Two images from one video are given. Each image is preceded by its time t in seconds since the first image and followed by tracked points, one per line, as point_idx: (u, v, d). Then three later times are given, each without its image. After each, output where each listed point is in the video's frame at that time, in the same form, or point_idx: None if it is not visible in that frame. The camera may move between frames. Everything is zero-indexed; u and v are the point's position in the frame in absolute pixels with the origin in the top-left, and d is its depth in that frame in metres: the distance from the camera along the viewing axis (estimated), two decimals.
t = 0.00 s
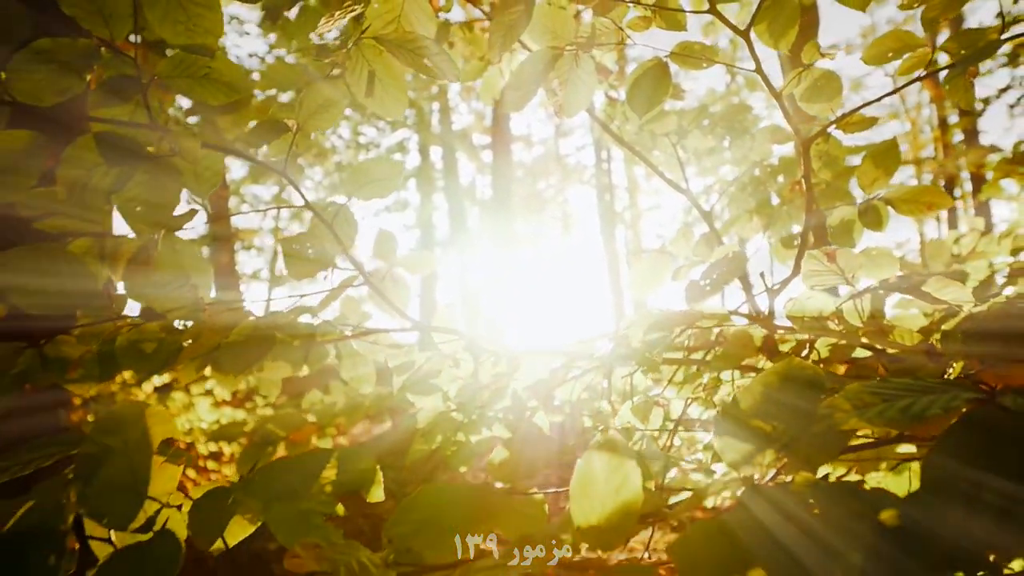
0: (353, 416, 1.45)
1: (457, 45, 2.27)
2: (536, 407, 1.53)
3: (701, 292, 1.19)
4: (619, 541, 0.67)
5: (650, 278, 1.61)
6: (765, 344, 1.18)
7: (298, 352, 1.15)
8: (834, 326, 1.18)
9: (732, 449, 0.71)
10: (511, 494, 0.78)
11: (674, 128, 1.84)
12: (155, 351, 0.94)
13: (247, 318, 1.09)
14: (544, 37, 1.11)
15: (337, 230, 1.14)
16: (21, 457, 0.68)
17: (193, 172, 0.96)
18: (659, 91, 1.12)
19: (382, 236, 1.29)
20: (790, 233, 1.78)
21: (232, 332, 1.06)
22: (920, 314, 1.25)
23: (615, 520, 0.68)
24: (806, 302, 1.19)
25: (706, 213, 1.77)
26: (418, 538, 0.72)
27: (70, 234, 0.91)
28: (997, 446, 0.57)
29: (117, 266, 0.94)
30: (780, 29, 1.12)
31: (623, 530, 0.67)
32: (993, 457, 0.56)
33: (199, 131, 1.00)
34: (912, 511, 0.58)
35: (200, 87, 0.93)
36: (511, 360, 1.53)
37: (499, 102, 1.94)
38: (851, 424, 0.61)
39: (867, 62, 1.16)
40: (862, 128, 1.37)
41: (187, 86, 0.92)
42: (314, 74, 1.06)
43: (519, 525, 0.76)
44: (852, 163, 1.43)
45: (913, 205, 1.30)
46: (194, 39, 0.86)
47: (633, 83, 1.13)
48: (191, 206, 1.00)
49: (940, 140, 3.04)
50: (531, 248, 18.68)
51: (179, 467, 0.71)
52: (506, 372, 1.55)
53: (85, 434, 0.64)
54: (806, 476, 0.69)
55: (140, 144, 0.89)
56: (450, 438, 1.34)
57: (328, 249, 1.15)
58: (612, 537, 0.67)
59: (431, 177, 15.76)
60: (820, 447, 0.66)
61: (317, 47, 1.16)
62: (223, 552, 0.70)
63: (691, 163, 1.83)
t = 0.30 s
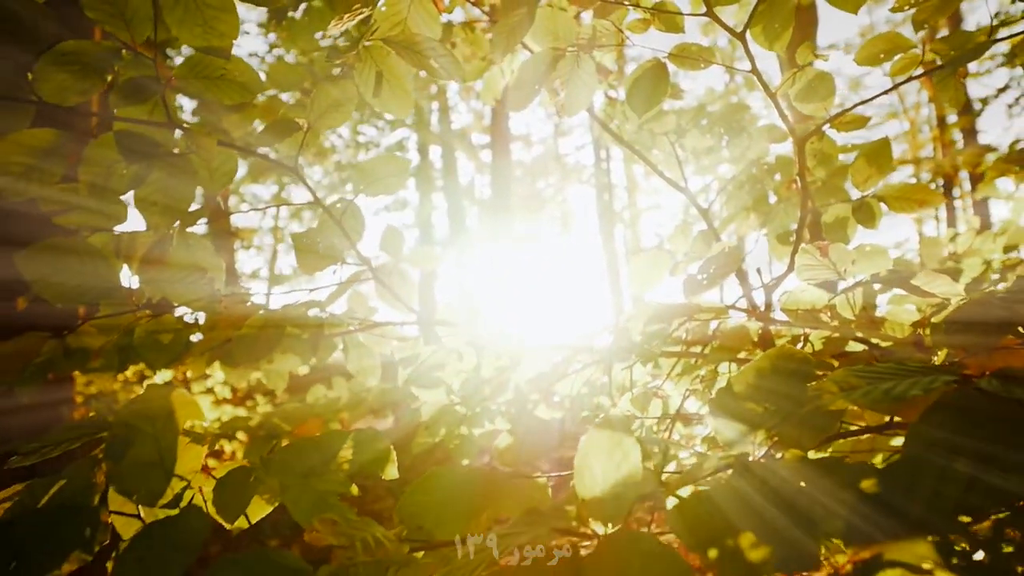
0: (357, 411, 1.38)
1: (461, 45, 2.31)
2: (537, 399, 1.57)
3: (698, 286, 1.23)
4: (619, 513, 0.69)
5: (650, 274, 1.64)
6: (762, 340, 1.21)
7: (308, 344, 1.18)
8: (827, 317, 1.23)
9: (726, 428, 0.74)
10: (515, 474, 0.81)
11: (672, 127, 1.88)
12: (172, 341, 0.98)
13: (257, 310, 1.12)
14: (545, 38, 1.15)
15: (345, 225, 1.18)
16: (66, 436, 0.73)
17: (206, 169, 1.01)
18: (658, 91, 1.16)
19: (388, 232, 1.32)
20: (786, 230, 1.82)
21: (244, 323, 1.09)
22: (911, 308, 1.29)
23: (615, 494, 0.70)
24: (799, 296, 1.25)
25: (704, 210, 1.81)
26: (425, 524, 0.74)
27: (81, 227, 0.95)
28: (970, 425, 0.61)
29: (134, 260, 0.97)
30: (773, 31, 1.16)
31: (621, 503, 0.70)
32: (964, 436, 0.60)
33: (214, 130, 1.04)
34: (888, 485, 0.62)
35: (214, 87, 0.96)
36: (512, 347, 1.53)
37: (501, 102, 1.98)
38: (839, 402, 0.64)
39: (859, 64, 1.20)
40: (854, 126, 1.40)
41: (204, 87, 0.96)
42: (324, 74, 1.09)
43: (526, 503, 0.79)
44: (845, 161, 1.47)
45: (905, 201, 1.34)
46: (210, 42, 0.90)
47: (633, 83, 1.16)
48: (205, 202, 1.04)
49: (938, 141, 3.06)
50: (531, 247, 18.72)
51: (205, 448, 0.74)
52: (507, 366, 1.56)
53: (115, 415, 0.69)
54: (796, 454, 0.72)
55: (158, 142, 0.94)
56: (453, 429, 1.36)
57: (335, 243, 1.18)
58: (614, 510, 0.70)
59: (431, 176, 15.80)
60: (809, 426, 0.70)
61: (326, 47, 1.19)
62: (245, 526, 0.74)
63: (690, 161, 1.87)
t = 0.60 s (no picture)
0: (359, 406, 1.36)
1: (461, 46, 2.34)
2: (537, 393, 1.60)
3: (695, 281, 1.26)
4: (618, 494, 0.68)
5: (649, 270, 1.66)
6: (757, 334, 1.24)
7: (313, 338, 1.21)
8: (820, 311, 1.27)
9: (720, 413, 0.78)
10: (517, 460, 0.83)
11: (670, 126, 1.91)
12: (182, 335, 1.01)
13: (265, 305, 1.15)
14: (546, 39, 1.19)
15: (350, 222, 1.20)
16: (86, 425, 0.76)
17: (216, 167, 1.03)
18: (657, 90, 1.19)
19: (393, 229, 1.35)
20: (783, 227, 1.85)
21: (252, 318, 1.12)
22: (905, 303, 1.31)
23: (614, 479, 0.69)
24: (794, 290, 1.28)
25: (702, 208, 1.84)
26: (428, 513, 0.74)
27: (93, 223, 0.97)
28: (948, 409, 0.64)
29: (145, 255, 1.00)
30: (768, 32, 1.19)
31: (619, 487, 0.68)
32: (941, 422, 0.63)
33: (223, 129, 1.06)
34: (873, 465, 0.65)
35: (225, 88, 0.99)
36: (512, 347, 1.56)
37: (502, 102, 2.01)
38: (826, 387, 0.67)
39: (852, 64, 1.23)
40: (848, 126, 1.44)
41: (214, 87, 0.99)
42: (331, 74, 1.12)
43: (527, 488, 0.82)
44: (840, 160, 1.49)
45: (898, 199, 1.37)
46: (221, 43, 0.93)
47: (632, 83, 1.19)
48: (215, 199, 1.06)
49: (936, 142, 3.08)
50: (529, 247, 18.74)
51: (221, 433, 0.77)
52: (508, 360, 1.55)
53: (137, 402, 0.71)
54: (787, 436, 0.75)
55: (169, 141, 0.96)
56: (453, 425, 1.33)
57: (342, 239, 1.21)
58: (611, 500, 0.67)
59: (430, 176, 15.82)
60: (801, 411, 0.73)
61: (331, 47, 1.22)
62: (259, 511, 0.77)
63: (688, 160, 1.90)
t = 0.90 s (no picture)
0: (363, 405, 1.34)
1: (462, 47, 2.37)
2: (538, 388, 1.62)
3: (692, 276, 1.29)
4: (613, 477, 0.63)
5: (648, 266, 1.68)
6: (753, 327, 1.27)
7: (319, 333, 1.23)
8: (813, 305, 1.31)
9: (714, 401, 0.79)
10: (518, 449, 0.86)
11: (668, 125, 1.94)
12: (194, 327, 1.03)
13: (272, 300, 1.17)
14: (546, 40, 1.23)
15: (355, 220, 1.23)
16: (106, 411, 0.79)
17: (225, 165, 1.06)
18: (655, 90, 1.22)
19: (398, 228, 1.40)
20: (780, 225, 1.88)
21: (262, 312, 1.14)
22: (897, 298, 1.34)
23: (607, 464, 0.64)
24: (788, 283, 1.32)
25: (699, 206, 1.87)
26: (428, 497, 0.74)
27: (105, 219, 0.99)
28: (931, 394, 0.65)
29: (155, 250, 1.01)
30: (764, 33, 1.22)
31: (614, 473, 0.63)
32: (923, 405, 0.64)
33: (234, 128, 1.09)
34: (857, 443, 0.66)
35: (234, 88, 1.01)
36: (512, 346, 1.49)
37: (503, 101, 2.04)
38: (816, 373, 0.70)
39: (845, 64, 1.26)
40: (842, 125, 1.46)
41: (223, 87, 1.02)
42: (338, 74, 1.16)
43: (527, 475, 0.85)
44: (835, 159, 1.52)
45: (890, 197, 1.40)
46: (231, 44, 0.96)
47: (630, 83, 1.22)
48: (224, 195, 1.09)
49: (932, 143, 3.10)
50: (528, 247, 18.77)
51: (236, 420, 0.81)
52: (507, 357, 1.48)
53: (154, 390, 0.74)
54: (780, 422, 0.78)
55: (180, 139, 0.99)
56: (455, 418, 1.28)
57: (347, 236, 1.23)
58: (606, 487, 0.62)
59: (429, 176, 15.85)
60: (792, 398, 0.75)
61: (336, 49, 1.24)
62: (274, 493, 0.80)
63: (686, 158, 1.93)
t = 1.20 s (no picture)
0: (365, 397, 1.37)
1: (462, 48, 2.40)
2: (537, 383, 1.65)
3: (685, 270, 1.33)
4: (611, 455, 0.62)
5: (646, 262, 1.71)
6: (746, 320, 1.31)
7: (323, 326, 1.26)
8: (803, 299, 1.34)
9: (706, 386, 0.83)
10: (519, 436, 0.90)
11: (665, 125, 1.97)
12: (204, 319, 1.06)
13: (278, 294, 1.20)
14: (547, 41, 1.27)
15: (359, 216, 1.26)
16: (117, 404, 0.82)
17: (233, 163, 1.09)
18: (651, 90, 1.25)
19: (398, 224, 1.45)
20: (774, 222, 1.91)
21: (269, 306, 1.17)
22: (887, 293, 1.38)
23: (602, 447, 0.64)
24: (781, 278, 1.36)
25: (695, 204, 1.90)
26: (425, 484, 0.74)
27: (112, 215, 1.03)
28: (908, 375, 0.68)
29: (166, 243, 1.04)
30: (757, 36, 1.26)
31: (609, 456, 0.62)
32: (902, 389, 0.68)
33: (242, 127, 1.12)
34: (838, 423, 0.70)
35: (244, 87, 1.05)
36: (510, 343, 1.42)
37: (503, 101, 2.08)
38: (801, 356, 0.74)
39: (836, 65, 1.30)
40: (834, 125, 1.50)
41: (233, 88, 1.05)
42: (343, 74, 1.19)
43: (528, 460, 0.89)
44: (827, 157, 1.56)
45: (881, 194, 1.43)
46: (241, 45, 0.99)
47: (627, 83, 1.25)
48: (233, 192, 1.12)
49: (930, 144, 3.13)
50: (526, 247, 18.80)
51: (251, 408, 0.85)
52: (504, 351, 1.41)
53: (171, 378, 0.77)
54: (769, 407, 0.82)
55: (192, 138, 1.03)
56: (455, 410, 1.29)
57: (351, 232, 1.26)
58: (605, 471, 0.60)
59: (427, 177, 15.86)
60: (782, 382, 0.75)
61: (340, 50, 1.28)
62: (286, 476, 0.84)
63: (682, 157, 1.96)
